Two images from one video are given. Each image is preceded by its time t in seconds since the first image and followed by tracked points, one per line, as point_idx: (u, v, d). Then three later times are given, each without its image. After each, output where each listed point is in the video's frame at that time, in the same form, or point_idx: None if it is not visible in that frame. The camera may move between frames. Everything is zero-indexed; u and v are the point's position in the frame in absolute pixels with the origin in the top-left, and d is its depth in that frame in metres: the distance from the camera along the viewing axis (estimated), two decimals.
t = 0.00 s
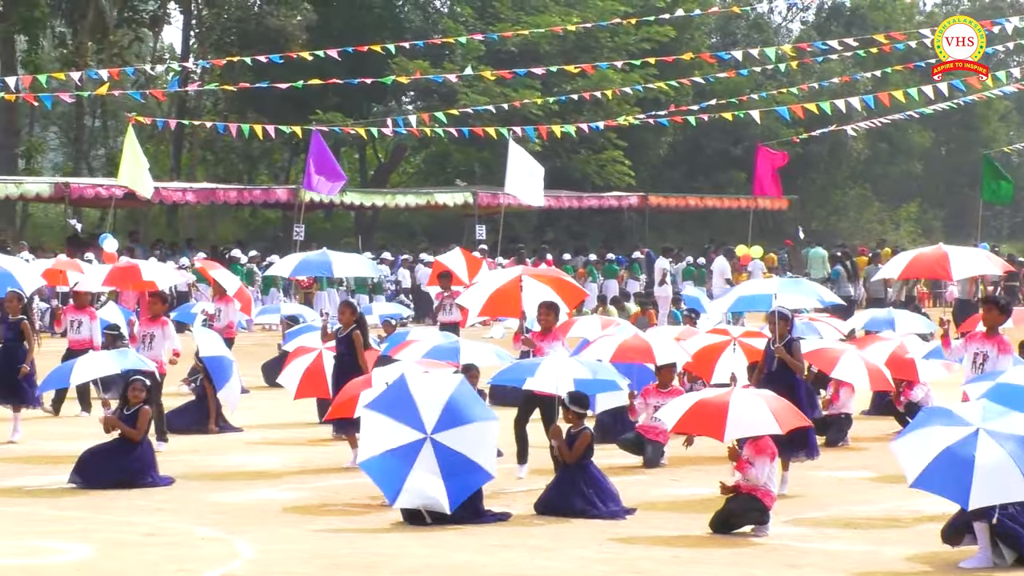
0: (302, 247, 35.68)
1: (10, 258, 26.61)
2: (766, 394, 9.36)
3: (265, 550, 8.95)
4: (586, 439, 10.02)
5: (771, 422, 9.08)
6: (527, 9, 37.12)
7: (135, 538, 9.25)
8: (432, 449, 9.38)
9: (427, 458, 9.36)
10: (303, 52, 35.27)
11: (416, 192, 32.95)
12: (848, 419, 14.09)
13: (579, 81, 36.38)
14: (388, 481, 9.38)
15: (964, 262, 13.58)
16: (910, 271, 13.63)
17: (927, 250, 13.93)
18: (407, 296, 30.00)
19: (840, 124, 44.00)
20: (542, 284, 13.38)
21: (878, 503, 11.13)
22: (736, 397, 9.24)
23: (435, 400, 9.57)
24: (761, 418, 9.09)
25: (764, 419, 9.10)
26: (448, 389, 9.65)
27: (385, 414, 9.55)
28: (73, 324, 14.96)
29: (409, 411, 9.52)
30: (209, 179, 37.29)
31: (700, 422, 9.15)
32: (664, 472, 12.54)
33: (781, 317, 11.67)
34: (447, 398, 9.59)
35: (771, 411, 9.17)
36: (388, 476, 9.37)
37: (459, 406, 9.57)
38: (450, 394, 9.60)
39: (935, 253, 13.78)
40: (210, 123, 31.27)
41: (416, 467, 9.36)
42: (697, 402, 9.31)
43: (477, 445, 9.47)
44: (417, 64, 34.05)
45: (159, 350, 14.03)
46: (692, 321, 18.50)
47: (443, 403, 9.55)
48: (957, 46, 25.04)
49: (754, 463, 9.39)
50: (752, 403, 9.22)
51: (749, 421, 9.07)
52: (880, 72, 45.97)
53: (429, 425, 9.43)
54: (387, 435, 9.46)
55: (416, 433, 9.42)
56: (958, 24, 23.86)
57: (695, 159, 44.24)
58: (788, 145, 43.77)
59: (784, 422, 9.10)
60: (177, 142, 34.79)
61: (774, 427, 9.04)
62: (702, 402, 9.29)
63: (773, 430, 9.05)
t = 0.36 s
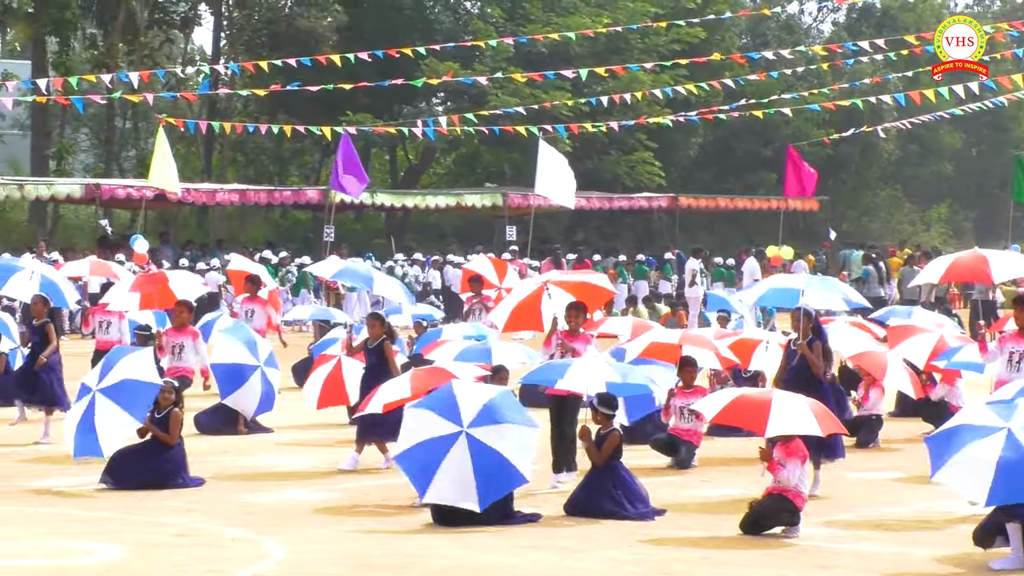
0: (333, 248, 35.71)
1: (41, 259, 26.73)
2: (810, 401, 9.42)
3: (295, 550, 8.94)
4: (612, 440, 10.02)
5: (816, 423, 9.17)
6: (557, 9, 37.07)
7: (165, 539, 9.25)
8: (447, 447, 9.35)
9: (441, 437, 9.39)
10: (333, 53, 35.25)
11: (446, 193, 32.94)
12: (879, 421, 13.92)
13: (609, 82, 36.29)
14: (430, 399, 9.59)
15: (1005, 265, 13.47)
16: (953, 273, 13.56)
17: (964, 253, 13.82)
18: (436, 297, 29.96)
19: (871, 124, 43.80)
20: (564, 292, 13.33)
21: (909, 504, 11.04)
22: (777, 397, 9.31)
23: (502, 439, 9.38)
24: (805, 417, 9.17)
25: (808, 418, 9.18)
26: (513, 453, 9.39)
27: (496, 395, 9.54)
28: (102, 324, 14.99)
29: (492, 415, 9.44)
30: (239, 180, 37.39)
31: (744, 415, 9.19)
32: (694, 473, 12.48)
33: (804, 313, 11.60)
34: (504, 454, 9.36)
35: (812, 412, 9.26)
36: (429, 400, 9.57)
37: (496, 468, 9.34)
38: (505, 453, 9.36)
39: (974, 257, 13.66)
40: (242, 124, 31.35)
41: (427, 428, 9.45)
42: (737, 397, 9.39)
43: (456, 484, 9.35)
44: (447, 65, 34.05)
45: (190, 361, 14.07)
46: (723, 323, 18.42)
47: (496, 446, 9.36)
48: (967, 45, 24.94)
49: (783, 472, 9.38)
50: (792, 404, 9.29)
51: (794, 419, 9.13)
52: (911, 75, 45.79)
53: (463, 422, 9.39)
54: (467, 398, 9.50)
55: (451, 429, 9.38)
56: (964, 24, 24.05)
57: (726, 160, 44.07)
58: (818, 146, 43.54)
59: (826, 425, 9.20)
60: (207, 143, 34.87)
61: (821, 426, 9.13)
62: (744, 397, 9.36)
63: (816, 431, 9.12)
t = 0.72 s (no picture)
0: (364, 249, 35.74)
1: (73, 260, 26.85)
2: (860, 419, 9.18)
3: (325, 552, 8.91)
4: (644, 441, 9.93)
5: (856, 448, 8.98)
6: (588, 10, 37.00)
7: (196, 540, 9.24)
8: (459, 435, 9.34)
9: (471, 426, 9.35)
10: (363, 54, 35.26)
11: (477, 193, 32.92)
12: (910, 422, 13.78)
13: (640, 83, 36.18)
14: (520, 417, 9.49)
15: None
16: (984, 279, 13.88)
17: (991, 257, 14.12)
18: (466, 297, 29.93)
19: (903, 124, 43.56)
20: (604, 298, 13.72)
21: (940, 506, 10.95)
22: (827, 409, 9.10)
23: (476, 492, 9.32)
24: (846, 439, 8.98)
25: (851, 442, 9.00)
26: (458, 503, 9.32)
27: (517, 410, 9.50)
28: (137, 327, 14.96)
29: (498, 478, 9.31)
30: (270, 181, 37.53)
31: (789, 426, 9.01)
32: (726, 475, 12.40)
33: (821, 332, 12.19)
34: (456, 493, 9.31)
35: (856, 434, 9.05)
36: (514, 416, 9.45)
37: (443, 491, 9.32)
38: (457, 497, 9.31)
39: (1001, 262, 14.02)
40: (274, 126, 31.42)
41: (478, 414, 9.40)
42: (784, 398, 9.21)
43: (430, 449, 9.36)
44: (478, 66, 34.03)
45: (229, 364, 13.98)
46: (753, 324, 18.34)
47: (463, 488, 9.31)
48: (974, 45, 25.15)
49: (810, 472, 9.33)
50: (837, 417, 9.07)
51: (840, 436, 8.97)
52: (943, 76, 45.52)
53: (483, 434, 9.33)
54: (515, 448, 9.35)
55: (466, 442, 9.32)
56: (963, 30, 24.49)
57: (757, 160, 43.90)
58: (850, 146, 43.31)
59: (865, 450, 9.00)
60: (239, 145, 34.94)
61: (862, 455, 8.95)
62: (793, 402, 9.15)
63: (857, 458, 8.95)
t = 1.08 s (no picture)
0: (397, 251, 35.78)
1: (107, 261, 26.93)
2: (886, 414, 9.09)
3: (357, 552, 8.89)
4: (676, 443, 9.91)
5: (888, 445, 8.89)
6: (620, 10, 36.90)
7: (229, 540, 9.23)
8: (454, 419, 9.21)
9: (495, 413, 9.20)
10: (396, 56, 35.25)
11: (508, 194, 32.91)
12: (942, 424, 13.67)
13: (672, 85, 36.06)
14: (504, 474, 9.11)
15: None
16: (1023, 287, 14.73)
17: None
18: (499, 300, 29.93)
19: (937, 125, 43.30)
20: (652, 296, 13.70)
21: (973, 508, 10.86)
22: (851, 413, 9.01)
23: (439, 411, 9.31)
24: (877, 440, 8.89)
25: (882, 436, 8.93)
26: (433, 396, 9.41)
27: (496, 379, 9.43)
28: (167, 325, 15.00)
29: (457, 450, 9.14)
30: (303, 182, 37.62)
31: (821, 439, 8.92)
32: (758, 476, 12.33)
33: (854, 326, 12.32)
34: (438, 397, 9.38)
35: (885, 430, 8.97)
36: (498, 461, 9.11)
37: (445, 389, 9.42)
38: (438, 396, 9.38)
39: None
40: (306, 127, 31.45)
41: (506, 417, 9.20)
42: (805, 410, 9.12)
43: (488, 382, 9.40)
44: (510, 67, 34.02)
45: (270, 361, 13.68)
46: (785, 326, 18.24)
47: (441, 401, 9.35)
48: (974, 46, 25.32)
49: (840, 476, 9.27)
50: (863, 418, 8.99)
51: (874, 440, 8.88)
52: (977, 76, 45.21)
53: (479, 407, 9.21)
54: (490, 451, 9.11)
55: (461, 416, 9.20)
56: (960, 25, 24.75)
57: (789, 162, 43.70)
58: (883, 148, 43.12)
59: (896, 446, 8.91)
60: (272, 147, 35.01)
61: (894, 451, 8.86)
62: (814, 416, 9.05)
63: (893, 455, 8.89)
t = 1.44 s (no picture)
0: (430, 252, 35.80)
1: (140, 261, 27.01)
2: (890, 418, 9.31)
3: (389, 553, 8.87)
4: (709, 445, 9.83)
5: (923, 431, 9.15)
6: (652, 10, 36.84)
7: (262, 541, 9.21)
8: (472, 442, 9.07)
9: (498, 461, 8.99)
10: (429, 57, 35.29)
11: (540, 195, 32.86)
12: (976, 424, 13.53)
13: (705, 86, 35.99)
14: (456, 469, 9.09)
15: None
16: None
17: None
18: (530, 300, 29.91)
19: (971, 125, 43.03)
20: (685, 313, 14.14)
21: (1008, 509, 10.75)
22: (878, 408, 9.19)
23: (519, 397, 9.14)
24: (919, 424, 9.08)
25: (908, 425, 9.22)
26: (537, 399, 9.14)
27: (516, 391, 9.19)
28: (198, 325, 15.02)
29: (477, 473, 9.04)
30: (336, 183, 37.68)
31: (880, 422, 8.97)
32: (791, 477, 12.25)
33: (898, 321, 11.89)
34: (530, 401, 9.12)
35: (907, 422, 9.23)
36: (518, 484, 8.97)
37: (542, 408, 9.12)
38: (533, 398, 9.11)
39: None
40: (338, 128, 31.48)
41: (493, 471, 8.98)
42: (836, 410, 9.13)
43: (538, 456, 8.98)
44: (542, 68, 34.00)
45: (303, 356, 13.48)
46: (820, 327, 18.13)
47: (523, 402, 9.11)
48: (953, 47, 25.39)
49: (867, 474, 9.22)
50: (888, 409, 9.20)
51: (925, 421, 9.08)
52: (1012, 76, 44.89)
53: (496, 429, 9.02)
54: (508, 474, 8.97)
55: (479, 437, 9.07)
56: (958, 24, 24.91)
57: (822, 163, 43.50)
58: (916, 149, 42.87)
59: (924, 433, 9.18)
60: (305, 148, 35.04)
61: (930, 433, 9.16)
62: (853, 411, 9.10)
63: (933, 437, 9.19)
